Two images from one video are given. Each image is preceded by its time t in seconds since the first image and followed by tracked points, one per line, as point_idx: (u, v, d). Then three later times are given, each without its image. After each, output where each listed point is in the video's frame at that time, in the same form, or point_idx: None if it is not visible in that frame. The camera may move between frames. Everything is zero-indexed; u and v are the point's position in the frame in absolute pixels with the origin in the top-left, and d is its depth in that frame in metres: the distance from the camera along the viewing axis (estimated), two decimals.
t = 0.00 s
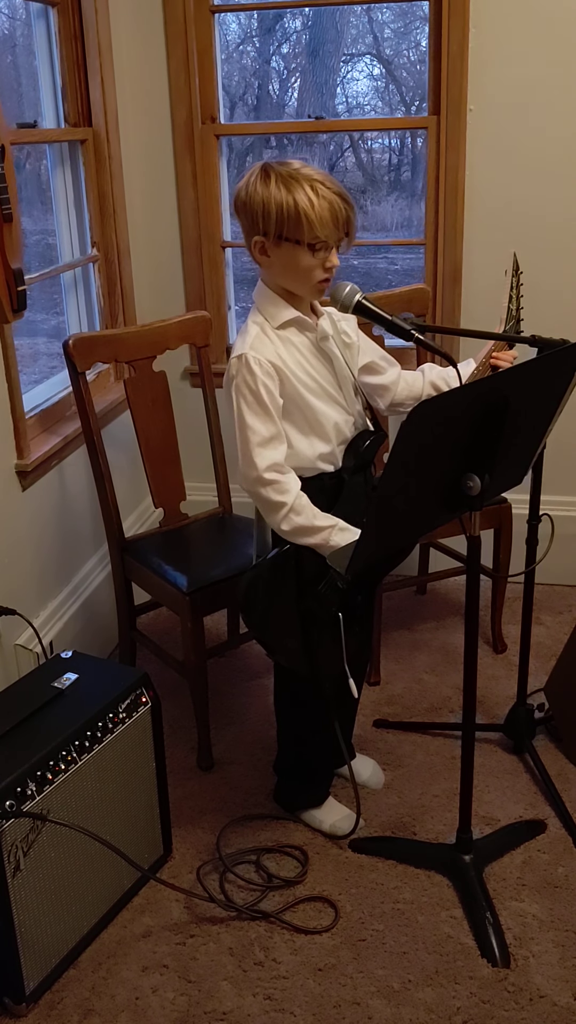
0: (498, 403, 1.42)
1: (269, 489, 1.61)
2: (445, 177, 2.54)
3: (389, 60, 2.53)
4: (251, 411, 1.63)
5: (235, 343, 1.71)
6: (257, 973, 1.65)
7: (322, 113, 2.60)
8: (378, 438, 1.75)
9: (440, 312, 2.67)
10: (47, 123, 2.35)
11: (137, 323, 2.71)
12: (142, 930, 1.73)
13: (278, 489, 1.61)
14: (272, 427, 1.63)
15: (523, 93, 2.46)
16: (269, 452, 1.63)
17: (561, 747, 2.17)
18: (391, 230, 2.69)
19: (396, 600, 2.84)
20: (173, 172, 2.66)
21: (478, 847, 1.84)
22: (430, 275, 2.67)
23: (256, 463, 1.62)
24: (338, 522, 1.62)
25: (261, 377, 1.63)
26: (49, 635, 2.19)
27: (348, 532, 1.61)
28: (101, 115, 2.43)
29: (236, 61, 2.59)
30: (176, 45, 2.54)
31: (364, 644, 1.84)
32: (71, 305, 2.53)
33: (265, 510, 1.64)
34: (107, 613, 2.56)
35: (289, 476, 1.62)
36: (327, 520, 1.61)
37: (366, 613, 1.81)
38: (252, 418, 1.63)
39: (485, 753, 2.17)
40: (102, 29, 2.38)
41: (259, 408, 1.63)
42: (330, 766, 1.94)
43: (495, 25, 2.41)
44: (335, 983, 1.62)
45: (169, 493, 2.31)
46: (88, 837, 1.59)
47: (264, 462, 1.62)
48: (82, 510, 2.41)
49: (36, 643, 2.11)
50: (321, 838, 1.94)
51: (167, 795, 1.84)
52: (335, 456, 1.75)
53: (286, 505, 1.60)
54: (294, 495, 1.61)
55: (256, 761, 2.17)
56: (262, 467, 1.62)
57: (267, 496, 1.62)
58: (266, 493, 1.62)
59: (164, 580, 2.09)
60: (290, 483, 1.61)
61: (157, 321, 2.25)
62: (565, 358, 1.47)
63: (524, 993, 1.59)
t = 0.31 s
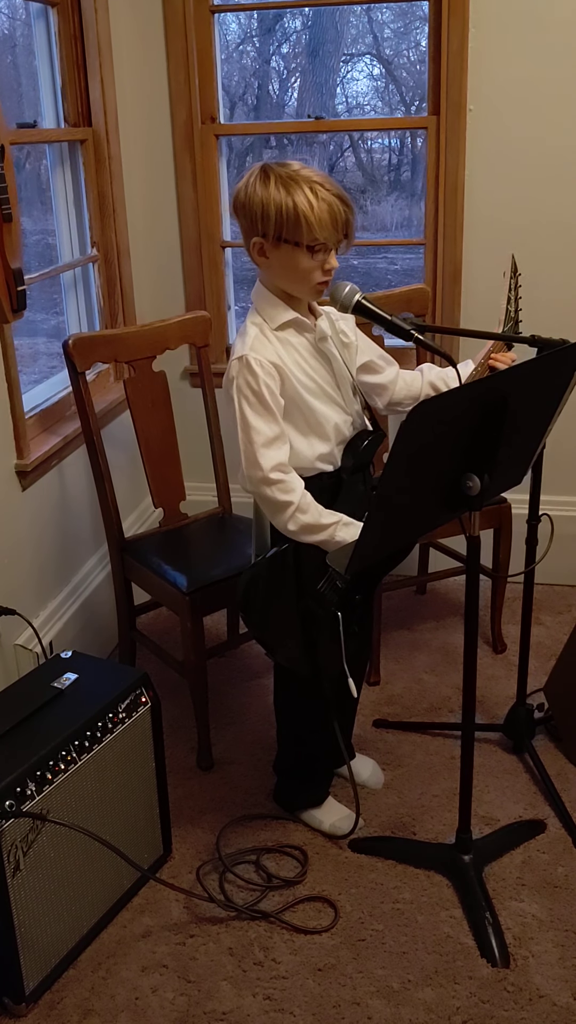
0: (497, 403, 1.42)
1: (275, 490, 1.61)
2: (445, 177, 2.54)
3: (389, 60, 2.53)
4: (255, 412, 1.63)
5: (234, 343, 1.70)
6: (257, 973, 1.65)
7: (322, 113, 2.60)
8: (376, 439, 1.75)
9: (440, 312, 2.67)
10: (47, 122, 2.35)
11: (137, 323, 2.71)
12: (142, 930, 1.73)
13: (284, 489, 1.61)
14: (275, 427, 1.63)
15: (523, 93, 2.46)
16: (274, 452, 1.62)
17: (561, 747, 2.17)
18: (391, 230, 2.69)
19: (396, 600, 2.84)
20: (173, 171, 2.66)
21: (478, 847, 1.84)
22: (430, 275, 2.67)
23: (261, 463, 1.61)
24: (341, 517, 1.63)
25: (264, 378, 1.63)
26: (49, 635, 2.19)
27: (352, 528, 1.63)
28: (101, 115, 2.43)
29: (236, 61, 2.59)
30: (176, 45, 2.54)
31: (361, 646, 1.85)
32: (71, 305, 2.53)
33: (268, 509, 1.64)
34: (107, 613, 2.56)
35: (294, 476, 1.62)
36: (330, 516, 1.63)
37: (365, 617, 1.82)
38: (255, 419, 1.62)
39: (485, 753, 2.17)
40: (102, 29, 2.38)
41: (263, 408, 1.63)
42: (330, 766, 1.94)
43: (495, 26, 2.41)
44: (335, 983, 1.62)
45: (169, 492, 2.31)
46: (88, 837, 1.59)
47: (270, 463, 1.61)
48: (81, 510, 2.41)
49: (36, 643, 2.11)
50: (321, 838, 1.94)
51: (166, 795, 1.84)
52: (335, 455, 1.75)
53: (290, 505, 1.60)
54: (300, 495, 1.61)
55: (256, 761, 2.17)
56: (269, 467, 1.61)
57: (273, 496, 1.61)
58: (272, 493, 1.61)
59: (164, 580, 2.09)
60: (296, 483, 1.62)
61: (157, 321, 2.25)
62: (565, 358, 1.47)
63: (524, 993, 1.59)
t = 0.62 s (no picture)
0: (498, 403, 1.42)
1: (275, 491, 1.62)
2: (445, 177, 2.54)
3: (389, 60, 2.53)
4: (252, 415, 1.63)
5: (229, 349, 1.71)
6: (257, 973, 1.65)
7: (322, 113, 2.60)
8: (375, 439, 1.75)
9: (439, 312, 2.67)
10: (47, 122, 2.35)
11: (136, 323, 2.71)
12: (142, 930, 1.73)
13: (284, 492, 1.61)
14: (274, 428, 1.64)
15: (523, 94, 2.46)
16: (274, 453, 1.63)
17: (561, 747, 2.17)
18: (391, 230, 2.69)
19: (396, 600, 2.84)
20: (173, 171, 2.66)
21: (478, 847, 1.84)
22: (429, 276, 2.67)
23: (261, 466, 1.62)
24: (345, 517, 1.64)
25: (261, 381, 1.63)
26: (48, 635, 2.19)
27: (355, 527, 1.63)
28: (101, 115, 2.43)
29: (236, 61, 2.59)
30: (176, 45, 2.54)
31: (363, 645, 1.84)
32: (71, 304, 2.53)
33: (269, 509, 1.64)
34: (107, 613, 2.56)
35: (294, 477, 1.63)
36: (334, 516, 1.63)
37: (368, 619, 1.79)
38: (253, 422, 1.63)
39: (485, 753, 2.17)
40: (101, 29, 2.38)
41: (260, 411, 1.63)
42: (330, 766, 1.94)
43: (495, 25, 2.41)
44: (335, 983, 1.62)
45: (169, 493, 2.31)
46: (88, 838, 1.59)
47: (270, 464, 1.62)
48: (81, 510, 2.41)
49: (36, 642, 2.11)
50: (321, 838, 1.94)
51: (166, 796, 1.84)
52: (334, 456, 1.75)
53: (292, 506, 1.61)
54: (301, 496, 1.62)
55: (256, 761, 2.17)
56: (269, 469, 1.62)
57: (274, 499, 1.62)
58: (273, 495, 1.62)
59: (164, 580, 2.09)
60: (297, 484, 1.62)
61: (157, 321, 2.25)
62: (564, 358, 1.47)
63: (523, 993, 1.59)
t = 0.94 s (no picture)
0: (498, 403, 1.42)
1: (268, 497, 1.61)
2: (445, 177, 2.54)
3: (389, 60, 2.53)
4: (244, 421, 1.63)
5: (222, 354, 1.70)
6: (258, 973, 1.65)
7: (322, 113, 2.60)
8: (371, 439, 1.76)
9: (440, 312, 2.67)
10: (46, 122, 2.35)
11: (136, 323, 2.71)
12: (142, 930, 1.73)
13: (273, 498, 1.61)
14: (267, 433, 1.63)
15: (523, 94, 2.46)
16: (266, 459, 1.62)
17: (561, 748, 2.17)
18: (391, 230, 2.69)
19: (396, 600, 2.84)
20: (173, 171, 2.66)
21: (478, 847, 1.84)
22: (430, 276, 2.67)
23: (254, 473, 1.62)
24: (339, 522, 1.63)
25: (252, 386, 1.63)
26: (48, 635, 2.19)
27: (352, 531, 1.62)
28: (101, 115, 2.43)
29: (236, 61, 2.59)
30: (176, 45, 2.54)
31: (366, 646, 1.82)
32: (71, 304, 2.53)
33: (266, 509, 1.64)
34: (107, 613, 2.56)
35: (286, 482, 1.62)
36: (327, 522, 1.62)
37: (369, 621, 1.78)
38: (246, 428, 1.63)
39: (485, 753, 2.17)
40: (101, 28, 2.37)
41: (251, 417, 1.63)
42: (329, 767, 1.94)
43: (495, 25, 2.41)
44: (335, 984, 1.62)
45: (169, 493, 2.30)
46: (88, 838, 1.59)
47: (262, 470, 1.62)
48: (81, 510, 2.41)
49: (36, 642, 2.11)
50: (321, 838, 1.94)
51: (166, 797, 1.84)
52: (330, 457, 1.75)
53: (285, 512, 1.61)
54: (295, 501, 1.61)
55: (256, 762, 2.17)
56: (263, 474, 1.61)
57: (268, 505, 1.62)
58: (269, 500, 1.62)
59: (164, 580, 2.09)
60: (290, 490, 1.62)
61: (157, 321, 2.25)
62: (565, 358, 1.47)
63: (524, 993, 1.59)
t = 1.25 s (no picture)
0: (497, 403, 1.42)
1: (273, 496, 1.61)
2: (445, 177, 2.54)
3: (389, 60, 2.53)
4: (247, 420, 1.63)
5: (218, 353, 1.69)
6: (257, 973, 1.65)
7: (321, 113, 2.60)
8: (364, 440, 1.76)
9: (439, 313, 2.67)
10: (46, 122, 2.35)
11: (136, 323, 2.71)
12: (141, 930, 1.73)
13: (279, 497, 1.61)
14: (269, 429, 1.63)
15: (523, 94, 2.46)
16: (271, 455, 1.62)
17: (560, 748, 2.17)
18: (391, 230, 2.69)
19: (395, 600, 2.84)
20: (173, 171, 2.66)
21: (478, 847, 1.84)
22: (429, 276, 2.67)
23: (261, 471, 1.61)
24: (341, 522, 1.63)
25: (252, 385, 1.63)
26: (48, 635, 2.19)
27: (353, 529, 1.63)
28: (100, 115, 2.43)
29: (236, 61, 2.59)
30: (176, 45, 2.54)
31: (358, 644, 1.82)
32: (71, 304, 2.53)
33: (266, 509, 1.64)
34: (107, 613, 2.56)
35: (290, 481, 1.62)
36: (330, 521, 1.62)
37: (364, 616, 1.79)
38: (248, 426, 1.63)
39: (485, 753, 2.17)
40: (101, 29, 2.38)
41: (252, 414, 1.63)
42: (328, 766, 1.94)
43: (494, 25, 2.41)
44: (334, 983, 1.62)
45: (169, 493, 2.30)
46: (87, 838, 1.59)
47: (269, 466, 1.62)
48: (81, 510, 2.41)
49: (36, 642, 2.11)
50: (321, 838, 1.94)
51: (166, 797, 1.84)
52: (324, 458, 1.75)
53: (292, 511, 1.61)
54: (301, 500, 1.61)
55: (255, 762, 2.17)
56: (270, 470, 1.61)
57: (276, 503, 1.61)
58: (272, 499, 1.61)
59: (164, 581, 2.09)
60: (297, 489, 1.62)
61: (157, 321, 2.25)
62: (563, 358, 1.47)
63: (523, 993, 1.59)
